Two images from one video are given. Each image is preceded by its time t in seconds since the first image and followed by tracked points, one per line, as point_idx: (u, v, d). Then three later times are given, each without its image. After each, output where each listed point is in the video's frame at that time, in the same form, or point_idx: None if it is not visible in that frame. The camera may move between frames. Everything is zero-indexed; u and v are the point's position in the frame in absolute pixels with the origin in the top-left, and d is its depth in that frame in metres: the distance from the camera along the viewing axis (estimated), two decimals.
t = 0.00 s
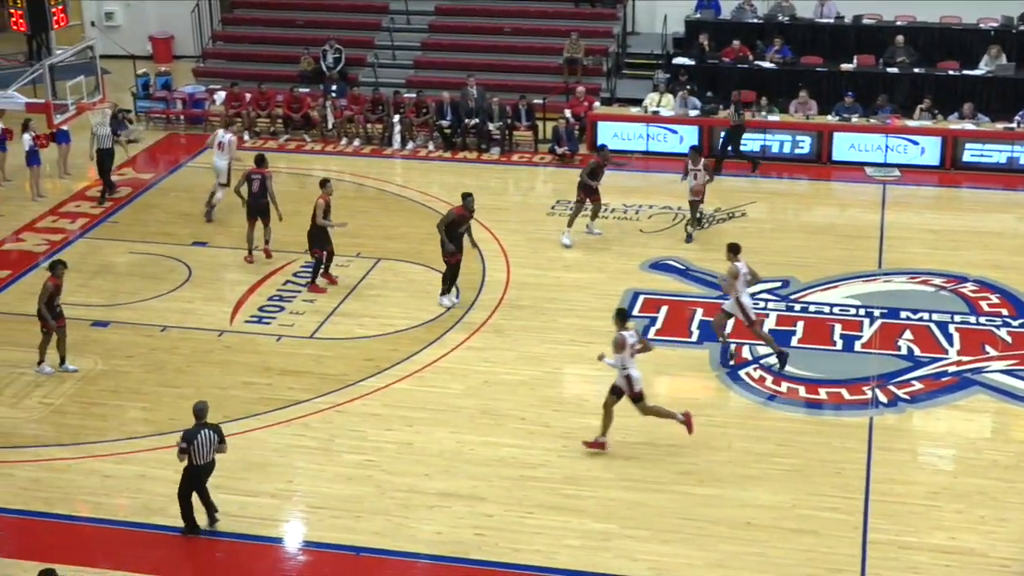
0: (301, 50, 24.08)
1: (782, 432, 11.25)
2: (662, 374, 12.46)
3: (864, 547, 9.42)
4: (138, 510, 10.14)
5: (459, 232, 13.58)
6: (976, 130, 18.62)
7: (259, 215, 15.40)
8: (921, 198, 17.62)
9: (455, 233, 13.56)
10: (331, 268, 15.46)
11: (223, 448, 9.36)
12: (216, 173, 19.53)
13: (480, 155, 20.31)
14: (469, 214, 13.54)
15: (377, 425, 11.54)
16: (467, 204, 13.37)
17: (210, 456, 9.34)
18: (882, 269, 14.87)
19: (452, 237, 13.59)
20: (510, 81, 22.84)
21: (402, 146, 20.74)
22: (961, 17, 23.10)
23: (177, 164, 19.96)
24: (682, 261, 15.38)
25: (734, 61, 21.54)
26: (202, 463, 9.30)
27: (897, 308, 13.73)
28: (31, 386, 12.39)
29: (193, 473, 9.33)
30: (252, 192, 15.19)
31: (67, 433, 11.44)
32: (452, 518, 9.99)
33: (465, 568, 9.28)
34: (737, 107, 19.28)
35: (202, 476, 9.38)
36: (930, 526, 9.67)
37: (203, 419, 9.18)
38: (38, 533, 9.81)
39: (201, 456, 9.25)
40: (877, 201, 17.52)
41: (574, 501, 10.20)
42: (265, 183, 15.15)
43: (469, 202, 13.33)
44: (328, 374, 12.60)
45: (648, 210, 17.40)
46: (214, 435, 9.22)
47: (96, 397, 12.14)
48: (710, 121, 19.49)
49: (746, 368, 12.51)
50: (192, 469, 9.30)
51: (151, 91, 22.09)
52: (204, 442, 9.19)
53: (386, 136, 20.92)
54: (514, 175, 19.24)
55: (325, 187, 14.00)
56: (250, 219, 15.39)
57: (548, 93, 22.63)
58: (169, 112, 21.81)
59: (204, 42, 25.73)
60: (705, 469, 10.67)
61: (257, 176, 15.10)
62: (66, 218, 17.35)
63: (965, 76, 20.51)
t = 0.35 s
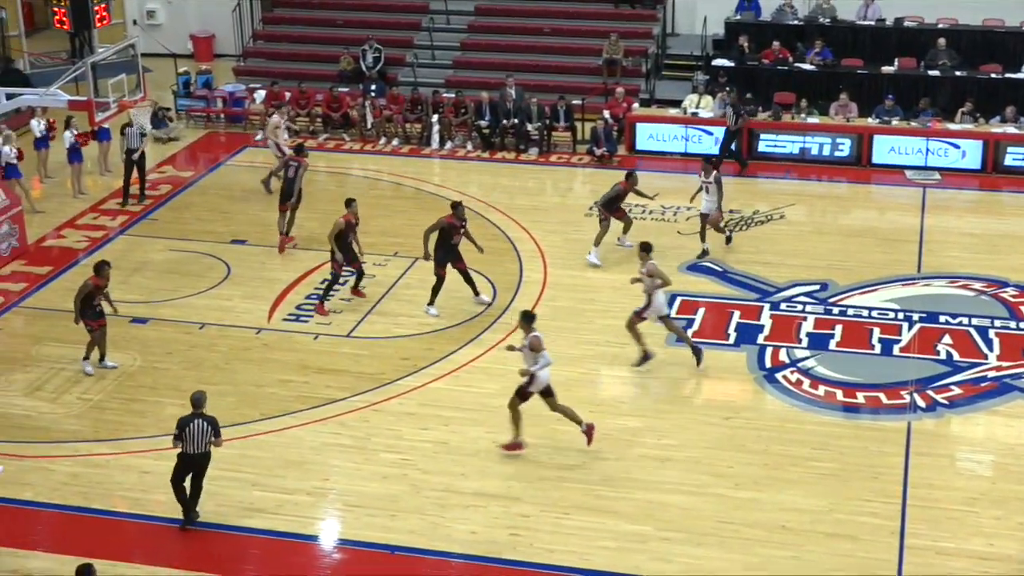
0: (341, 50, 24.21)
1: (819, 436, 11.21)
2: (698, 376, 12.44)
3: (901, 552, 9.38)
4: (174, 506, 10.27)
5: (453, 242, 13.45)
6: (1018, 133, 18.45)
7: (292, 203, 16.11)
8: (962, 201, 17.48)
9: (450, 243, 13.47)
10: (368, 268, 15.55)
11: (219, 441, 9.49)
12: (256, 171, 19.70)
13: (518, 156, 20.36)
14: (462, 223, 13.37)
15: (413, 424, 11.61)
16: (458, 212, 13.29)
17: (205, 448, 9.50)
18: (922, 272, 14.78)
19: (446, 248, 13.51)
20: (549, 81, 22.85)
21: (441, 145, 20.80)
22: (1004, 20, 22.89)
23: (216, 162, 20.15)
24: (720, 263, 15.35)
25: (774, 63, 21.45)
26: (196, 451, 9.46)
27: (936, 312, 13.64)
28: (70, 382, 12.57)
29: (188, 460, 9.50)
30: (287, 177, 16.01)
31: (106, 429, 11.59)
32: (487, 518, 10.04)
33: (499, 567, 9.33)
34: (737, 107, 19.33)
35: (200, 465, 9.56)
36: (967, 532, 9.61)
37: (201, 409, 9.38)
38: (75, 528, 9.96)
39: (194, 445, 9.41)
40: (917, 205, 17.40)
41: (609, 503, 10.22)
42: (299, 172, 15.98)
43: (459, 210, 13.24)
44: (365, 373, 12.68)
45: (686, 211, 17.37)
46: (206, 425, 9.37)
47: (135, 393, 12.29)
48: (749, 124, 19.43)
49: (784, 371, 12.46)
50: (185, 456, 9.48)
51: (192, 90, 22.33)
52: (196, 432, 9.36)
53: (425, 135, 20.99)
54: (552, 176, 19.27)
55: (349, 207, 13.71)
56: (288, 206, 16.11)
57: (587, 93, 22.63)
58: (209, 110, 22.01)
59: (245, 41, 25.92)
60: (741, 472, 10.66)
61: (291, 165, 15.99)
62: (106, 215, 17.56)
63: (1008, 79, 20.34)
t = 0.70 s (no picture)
0: (372, 52, 24.31)
1: (850, 442, 11.16)
2: (728, 382, 12.41)
3: (931, 560, 9.33)
4: (203, 505, 10.35)
5: (436, 250, 13.44)
6: None
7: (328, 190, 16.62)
8: (995, 208, 17.36)
9: (433, 253, 13.45)
10: (398, 270, 15.61)
11: (217, 444, 9.46)
12: (286, 173, 19.83)
13: (549, 159, 20.38)
14: (445, 233, 13.38)
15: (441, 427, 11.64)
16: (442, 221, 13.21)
17: (201, 446, 9.50)
18: (954, 279, 14.69)
19: (431, 259, 13.50)
20: (580, 84, 22.86)
21: (472, 148, 20.85)
22: None
23: (249, 163, 20.31)
24: (751, 268, 15.31)
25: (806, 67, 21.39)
26: (192, 449, 9.50)
27: (968, 318, 13.56)
28: (100, 381, 12.69)
29: (188, 455, 9.57)
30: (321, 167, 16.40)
31: (136, 428, 11.70)
32: (514, 522, 10.06)
33: (525, 571, 9.35)
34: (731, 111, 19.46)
35: (200, 464, 9.59)
36: (998, 540, 9.55)
37: (198, 407, 9.40)
38: (105, 527, 10.06)
39: (189, 442, 9.45)
40: (949, 210, 17.29)
41: (636, 507, 10.22)
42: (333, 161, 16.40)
43: (442, 220, 13.17)
44: (394, 374, 12.73)
45: (717, 216, 17.33)
46: (201, 424, 9.37)
47: (165, 393, 12.40)
48: (780, 128, 19.35)
49: (814, 377, 12.42)
50: (184, 451, 9.56)
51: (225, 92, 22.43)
52: (188, 429, 9.38)
53: (456, 138, 21.04)
54: (583, 179, 19.28)
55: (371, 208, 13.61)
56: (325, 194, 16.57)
57: (618, 97, 22.65)
58: (241, 112, 22.14)
59: (277, 42, 26.07)
60: (769, 477, 10.63)
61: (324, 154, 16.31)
62: (139, 215, 17.73)
63: None
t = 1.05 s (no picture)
0: (400, 54, 24.39)
1: (877, 447, 11.14)
2: (755, 386, 12.40)
3: (958, 566, 9.30)
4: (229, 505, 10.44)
5: (413, 255, 13.44)
6: None
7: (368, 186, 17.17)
8: None
9: (410, 258, 13.46)
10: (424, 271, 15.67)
11: (230, 443, 9.51)
12: (314, 174, 19.95)
13: (576, 162, 20.39)
14: (422, 236, 13.40)
15: (467, 429, 11.69)
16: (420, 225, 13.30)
17: (216, 445, 9.57)
18: (983, 284, 14.62)
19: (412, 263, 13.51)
20: (608, 87, 22.86)
21: (499, 150, 20.90)
22: None
23: (277, 163, 20.45)
24: (777, 271, 15.29)
25: (835, 71, 21.31)
26: (208, 448, 9.59)
27: (996, 324, 13.50)
28: (128, 380, 12.82)
29: (205, 454, 9.67)
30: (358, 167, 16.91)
31: (164, 428, 11.80)
32: (539, 524, 10.08)
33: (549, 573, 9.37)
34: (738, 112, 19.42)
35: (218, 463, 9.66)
36: None
37: (213, 405, 9.50)
38: (131, 526, 10.15)
39: (203, 440, 9.55)
40: (979, 215, 17.20)
41: (662, 511, 10.22)
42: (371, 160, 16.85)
43: (420, 222, 13.27)
44: (420, 376, 12.79)
45: (744, 219, 17.29)
46: (214, 423, 9.45)
47: (193, 392, 12.50)
48: (809, 132, 19.29)
49: (840, 382, 12.39)
50: (202, 451, 9.66)
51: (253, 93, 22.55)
52: (202, 427, 9.48)
53: (483, 140, 21.08)
54: (610, 182, 19.29)
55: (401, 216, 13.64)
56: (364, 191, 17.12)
57: (646, 100, 22.65)
58: (270, 113, 22.27)
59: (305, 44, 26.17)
60: (795, 482, 10.61)
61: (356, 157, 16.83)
62: (167, 216, 17.88)
63: None
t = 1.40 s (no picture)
0: (426, 55, 24.45)
1: (902, 451, 11.09)
2: (780, 389, 12.36)
3: (983, 572, 9.25)
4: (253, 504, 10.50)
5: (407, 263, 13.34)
6: None
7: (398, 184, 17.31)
8: None
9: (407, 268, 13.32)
10: (449, 272, 15.72)
11: (262, 445, 9.56)
12: (339, 174, 20.03)
13: (601, 163, 20.39)
14: (417, 245, 13.34)
15: (491, 430, 11.71)
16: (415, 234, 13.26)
17: (247, 447, 9.61)
18: (1010, 288, 14.54)
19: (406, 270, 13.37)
20: (633, 89, 22.85)
21: (524, 151, 20.92)
22: None
23: (302, 164, 20.55)
24: (802, 274, 15.24)
25: (861, 73, 21.23)
26: (240, 450, 9.63)
27: None
28: (152, 379, 12.91)
29: (236, 457, 9.71)
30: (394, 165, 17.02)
31: (188, 427, 11.88)
32: (562, 526, 10.10)
33: None
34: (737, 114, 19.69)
35: (250, 467, 9.70)
36: None
37: (246, 407, 9.56)
38: (156, 525, 10.22)
39: (235, 442, 9.61)
40: (1006, 219, 17.10)
41: (685, 514, 10.22)
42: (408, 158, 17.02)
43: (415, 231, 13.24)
44: (444, 377, 12.82)
45: (769, 222, 17.24)
46: (246, 424, 9.51)
47: (218, 392, 12.58)
48: (835, 134, 19.22)
49: (866, 386, 12.34)
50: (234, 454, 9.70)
51: (279, 93, 22.65)
52: (234, 428, 9.54)
53: (508, 141, 21.10)
54: (635, 184, 19.28)
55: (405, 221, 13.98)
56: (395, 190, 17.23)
57: (671, 102, 22.62)
58: (296, 113, 22.39)
59: (331, 44, 26.26)
60: (819, 486, 10.58)
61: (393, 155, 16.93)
62: (192, 216, 17.97)
63: None
